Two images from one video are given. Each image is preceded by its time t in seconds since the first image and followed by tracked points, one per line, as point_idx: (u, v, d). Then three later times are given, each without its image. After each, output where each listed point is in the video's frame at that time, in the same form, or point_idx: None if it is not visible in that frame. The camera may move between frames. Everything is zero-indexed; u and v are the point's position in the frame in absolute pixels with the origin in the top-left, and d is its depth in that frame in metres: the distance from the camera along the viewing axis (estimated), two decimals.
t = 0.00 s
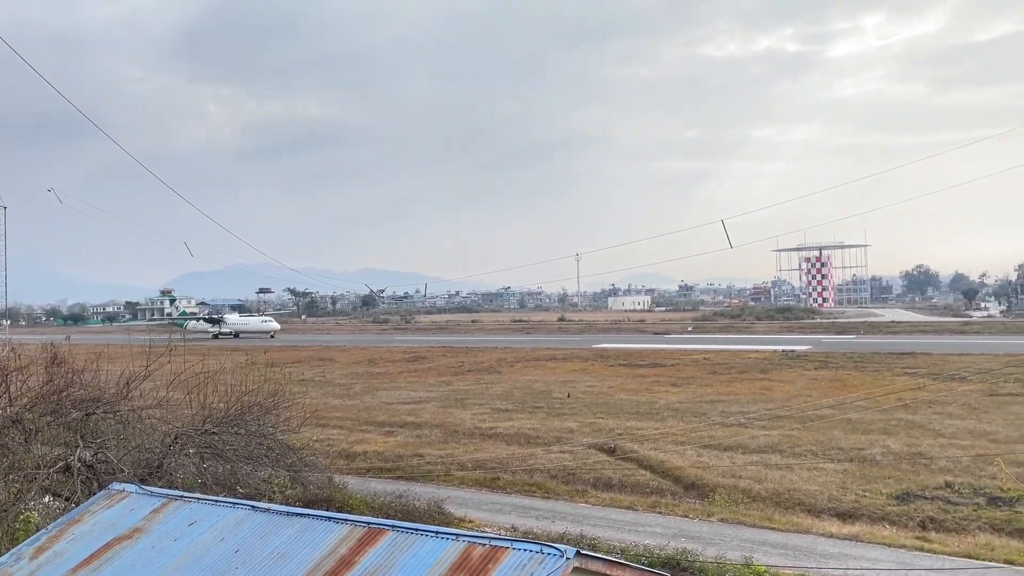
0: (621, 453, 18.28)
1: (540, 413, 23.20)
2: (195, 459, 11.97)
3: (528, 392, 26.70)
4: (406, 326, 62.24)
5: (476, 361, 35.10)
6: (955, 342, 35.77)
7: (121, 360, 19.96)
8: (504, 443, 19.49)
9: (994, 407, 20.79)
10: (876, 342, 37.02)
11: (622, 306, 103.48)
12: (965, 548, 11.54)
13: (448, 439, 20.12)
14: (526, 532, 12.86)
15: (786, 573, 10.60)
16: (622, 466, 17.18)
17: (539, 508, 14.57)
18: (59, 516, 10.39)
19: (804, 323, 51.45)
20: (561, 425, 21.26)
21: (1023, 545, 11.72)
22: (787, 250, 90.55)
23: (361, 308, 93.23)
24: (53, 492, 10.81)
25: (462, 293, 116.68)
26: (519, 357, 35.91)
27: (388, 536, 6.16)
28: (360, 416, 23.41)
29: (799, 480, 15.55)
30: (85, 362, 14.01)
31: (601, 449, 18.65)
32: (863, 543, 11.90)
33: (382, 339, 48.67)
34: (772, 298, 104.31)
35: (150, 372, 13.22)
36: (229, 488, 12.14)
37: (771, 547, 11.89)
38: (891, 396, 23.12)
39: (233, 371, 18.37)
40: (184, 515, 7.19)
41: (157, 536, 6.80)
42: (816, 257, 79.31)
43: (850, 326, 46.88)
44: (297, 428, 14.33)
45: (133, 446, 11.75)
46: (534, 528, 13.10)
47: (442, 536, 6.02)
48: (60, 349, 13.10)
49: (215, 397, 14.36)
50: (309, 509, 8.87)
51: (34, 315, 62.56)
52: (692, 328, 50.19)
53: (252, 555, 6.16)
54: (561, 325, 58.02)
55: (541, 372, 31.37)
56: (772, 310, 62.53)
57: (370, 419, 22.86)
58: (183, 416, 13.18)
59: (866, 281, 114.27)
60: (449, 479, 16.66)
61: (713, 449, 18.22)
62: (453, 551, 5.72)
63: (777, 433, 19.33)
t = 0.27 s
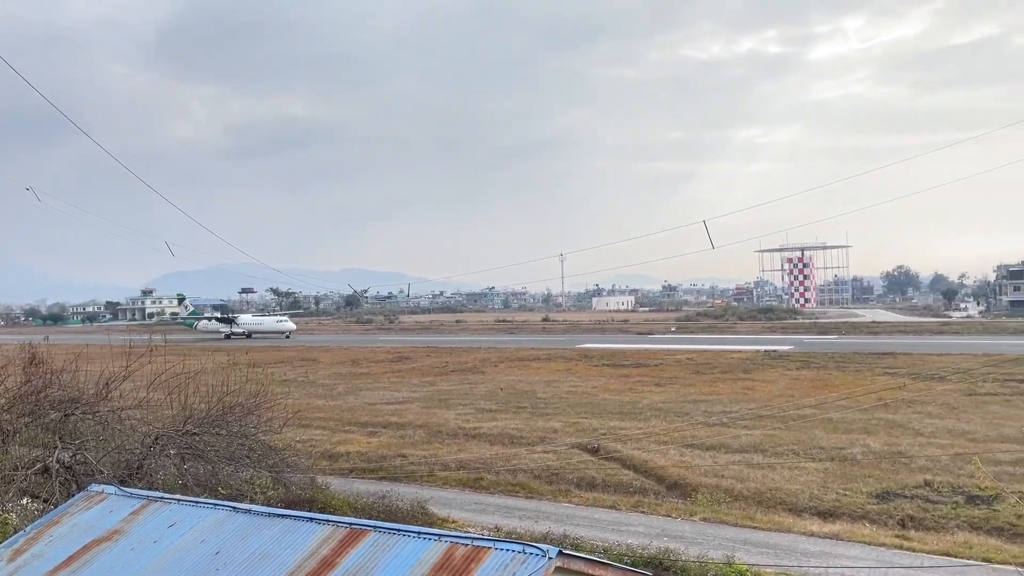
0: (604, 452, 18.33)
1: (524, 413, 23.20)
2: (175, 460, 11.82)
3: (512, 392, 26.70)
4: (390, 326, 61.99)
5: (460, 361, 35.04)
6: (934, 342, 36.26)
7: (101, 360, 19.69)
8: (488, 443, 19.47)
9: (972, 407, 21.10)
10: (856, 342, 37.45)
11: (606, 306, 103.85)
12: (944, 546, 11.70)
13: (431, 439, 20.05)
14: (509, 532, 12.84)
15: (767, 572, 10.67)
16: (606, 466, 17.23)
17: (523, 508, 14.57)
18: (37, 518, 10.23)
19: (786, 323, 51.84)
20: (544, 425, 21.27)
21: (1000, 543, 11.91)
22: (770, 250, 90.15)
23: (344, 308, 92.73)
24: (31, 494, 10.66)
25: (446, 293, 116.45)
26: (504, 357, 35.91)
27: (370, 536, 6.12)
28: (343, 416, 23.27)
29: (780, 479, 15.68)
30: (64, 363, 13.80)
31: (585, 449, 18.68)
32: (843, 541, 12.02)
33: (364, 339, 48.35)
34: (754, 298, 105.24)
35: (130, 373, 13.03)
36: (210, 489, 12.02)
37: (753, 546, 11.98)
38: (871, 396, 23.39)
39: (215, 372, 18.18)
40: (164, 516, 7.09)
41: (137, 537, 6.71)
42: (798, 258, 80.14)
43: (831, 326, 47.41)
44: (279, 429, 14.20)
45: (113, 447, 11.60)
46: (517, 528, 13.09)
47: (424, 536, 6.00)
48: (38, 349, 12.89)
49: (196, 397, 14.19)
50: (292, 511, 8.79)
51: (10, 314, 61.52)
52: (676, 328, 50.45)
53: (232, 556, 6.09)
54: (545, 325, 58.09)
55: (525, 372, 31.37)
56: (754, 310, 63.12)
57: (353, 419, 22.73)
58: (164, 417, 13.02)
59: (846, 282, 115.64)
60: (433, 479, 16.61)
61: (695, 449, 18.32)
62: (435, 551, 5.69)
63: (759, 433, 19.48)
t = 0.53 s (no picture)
0: (586, 452, 18.38)
1: (506, 412, 23.18)
2: (153, 460, 11.64)
3: (494, 392, 26.67)
4: (371, 326, 61.63)
5: (443, 360, 34.94)
6: (911, 342, 36.80)
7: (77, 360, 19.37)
8: (470, 442, 19.43)
9: (948, 405, 21.44)
10: (835, 342, 37.90)
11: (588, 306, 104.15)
12: (920, 543, 11.87)
13: (413, 439, 19.97)
14: (490, 531, 12.82)
15: (746, 570, 10.74)
16: (587, 465, 17.27)
17: (505, 508, 14.56)
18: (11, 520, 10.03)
19: (767, 323, 52.32)
20: (527, 425, 21.27)
21: (975, 540, 12.12)
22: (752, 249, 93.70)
23: (325, 307, 92.10)
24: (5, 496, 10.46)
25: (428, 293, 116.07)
26: (486, 356, 35.86)
27: (351, 536, 6.07)
28: (324, 416, 23.09)
29: (760, 478, 15.82)
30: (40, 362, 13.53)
31: (567, 448, 18.71)
32: (821, 539, 12.15)
33: (347, 338, 48.02)
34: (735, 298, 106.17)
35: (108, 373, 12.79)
36: (189, 490, 11.86)
37: (733, 544, 12.07)
38: (849, 395, 23.67)
39: (195, 372, 17.95)
40: (142, 517, 6.98)
41: (114, 539, 6.60)
42: (778, 258, 80.99)
43: (810, 326, 47.96)
44: (259, 429, 14.05)
45: (90, 448, 11.39)
46: (498, 528, 13.07)
47: (405, 535, 5.97)
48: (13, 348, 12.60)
49: (175, 397, 13.98)
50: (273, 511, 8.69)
51: None
52: (657, 328, 50.75)
53: (211, 557, 6.01)
54: (528, 325, 58.13)
55: (507, 372, 31.36)
56: (735, 309, 63.69)
57: (334, 419, 22.57)
58: (142, 417, 12.81)
59: (825, 282, 117.06)
60: (414, 479, 16.54)
61: (676, 448, 18.44)
62: (415, 551, 5.66)
63: (739, 432, 19.65)
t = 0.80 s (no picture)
0: (565, 451, 18.41)
1: (485, 412, 23.13)
2: (128, 461, 11.44)
3: (474, 391, 26.61)
4: (350, 325, 61.16)
5: (422, 360, 34.77)
6: (885, 341, 37.39)
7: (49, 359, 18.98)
8: (449, 442, 19.36)
9: (921, 404, 21.81)
10: (811, 341, 38.39)
11: (568, 305, 104.39)
12: (894, 539, 12.07)
13: (392, 439, 19.85)
14: (468, 531, 12.78)
15: (722, 568, 10.83)
16: (566, 464, 17.29)
17: (483, 507, 14.53)
18: None
19: (745, 322, 52.83)
20: (506, 424, 21.24)
21: (948, 536, 12.34)
22: (729, 250, 95.17)
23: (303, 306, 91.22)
24: None
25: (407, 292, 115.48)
26: (465, 356, 35.76)
27: (327, 537, 6.01)
28: (301, 416, 22.86)
29: (738, 476, 15.97)
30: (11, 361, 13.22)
31: (546, 448, 18.72)
32: (797, 536, 12.30)
33: (326, 338, 47.50)
34: (713, 297, 107.18)
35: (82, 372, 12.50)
36: (164, 491, 11.67)
37: (710, 542, 12.16)
38: (825, 394, 23.98)
39: (170, 372, 17.67)
40: (116, 518, 6.85)
41: (88, 540, 6.47)
42: (756, 257, 81.84)
43: (786, 325, 48.52)
44: (236, 429, 13.86)
45: (63, 449, 11.14)
46: (477, 527, 13.03)
47: (382, 535, 5.92)
48: None
49: (151, 397, 13.74)
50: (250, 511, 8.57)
51: None
52: (636, 327, 51.02)
53: (186, 558, 5.91)
54: (507, 324, 58.08)
55: (487, 371, 31.29)
56: (712, 308, 64.29)
57: (312, 419, 22.35)
58: (117, 417, 12.57)
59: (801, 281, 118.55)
60: (393, 479, 16.44)
61: (655, 446, 18.54)
62: (393, 550, 5.62)
63: (717, 430, 19.82)
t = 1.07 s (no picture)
0: (541, 450, 18.43)
1: (461, 411, 23.06)
2: (97, 463, 11.18)
3: (450, 391, 26.53)
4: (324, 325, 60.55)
5: (397, 360, 34.55)
6: (856, 340, 38.04)
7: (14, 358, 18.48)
8: (424, 442, 19.26)
9: (891, 402, 22.23)
10: (784, 340, 38.92)
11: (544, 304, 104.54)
12: (865, 536, 12.29)
13: (367, 439, 19.70)
14: (444, 531, 12.73)
15: (697, 566, 10.94)
16: (543, 463, 17.32)
17: (459, 507, 14.49)
18: None
19: (719, 322, 53.41)
20: (483, 424, 21.20)
21: (917, 532, 12.60)
22: (704, 250, 96.10)
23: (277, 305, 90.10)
24: None
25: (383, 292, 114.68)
26: (442, 355, 35.62)
27: (301, 537, 5.92)
28: (275, 416, 22.59)
29: (712, 474, 16.14)
30: None
31: (522, 447, 18.73)
32: (770, 533, 12.47)
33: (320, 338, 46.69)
34: (687, 297, 108.21)
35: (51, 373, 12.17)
36: (135, 493, 11.45)
37: (684, 540, 12.28)
38: (798, 392, 24.32)
39: (141, 372, 17.32)
40: (84, 520, 6.68)
41: (55, 543, 6.30)
42: (731, 257, 82.71)
43: (759, 325, 49.14)
44: (209, 429, 13.64)
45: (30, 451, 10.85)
46: (452, 527, 12.98)
47: (357, 535, 5.86)
48: None
49: (123, 397, 13.45)
50: (224, 512, 8.45)
51: None
52: (612, 326, 51.28)
53: (156, 561, 5.78)
54: (484, 323, 57.97)
55: (463, 370, 31.20)
56: (687, 308, 64.86)
57: (286, 419, 22.09)
58: (86, 418, 12.29)
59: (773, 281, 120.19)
60: (368, 479, 16.32)
61: (630, 445, 18.66)
62: (367, 551, 5.56)
63: (691, 429, 20.01)
